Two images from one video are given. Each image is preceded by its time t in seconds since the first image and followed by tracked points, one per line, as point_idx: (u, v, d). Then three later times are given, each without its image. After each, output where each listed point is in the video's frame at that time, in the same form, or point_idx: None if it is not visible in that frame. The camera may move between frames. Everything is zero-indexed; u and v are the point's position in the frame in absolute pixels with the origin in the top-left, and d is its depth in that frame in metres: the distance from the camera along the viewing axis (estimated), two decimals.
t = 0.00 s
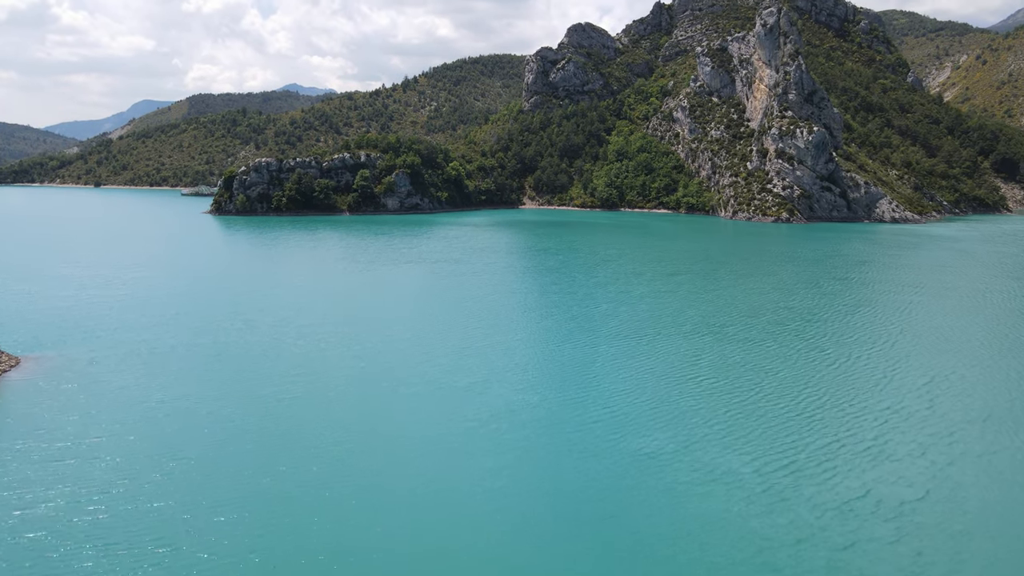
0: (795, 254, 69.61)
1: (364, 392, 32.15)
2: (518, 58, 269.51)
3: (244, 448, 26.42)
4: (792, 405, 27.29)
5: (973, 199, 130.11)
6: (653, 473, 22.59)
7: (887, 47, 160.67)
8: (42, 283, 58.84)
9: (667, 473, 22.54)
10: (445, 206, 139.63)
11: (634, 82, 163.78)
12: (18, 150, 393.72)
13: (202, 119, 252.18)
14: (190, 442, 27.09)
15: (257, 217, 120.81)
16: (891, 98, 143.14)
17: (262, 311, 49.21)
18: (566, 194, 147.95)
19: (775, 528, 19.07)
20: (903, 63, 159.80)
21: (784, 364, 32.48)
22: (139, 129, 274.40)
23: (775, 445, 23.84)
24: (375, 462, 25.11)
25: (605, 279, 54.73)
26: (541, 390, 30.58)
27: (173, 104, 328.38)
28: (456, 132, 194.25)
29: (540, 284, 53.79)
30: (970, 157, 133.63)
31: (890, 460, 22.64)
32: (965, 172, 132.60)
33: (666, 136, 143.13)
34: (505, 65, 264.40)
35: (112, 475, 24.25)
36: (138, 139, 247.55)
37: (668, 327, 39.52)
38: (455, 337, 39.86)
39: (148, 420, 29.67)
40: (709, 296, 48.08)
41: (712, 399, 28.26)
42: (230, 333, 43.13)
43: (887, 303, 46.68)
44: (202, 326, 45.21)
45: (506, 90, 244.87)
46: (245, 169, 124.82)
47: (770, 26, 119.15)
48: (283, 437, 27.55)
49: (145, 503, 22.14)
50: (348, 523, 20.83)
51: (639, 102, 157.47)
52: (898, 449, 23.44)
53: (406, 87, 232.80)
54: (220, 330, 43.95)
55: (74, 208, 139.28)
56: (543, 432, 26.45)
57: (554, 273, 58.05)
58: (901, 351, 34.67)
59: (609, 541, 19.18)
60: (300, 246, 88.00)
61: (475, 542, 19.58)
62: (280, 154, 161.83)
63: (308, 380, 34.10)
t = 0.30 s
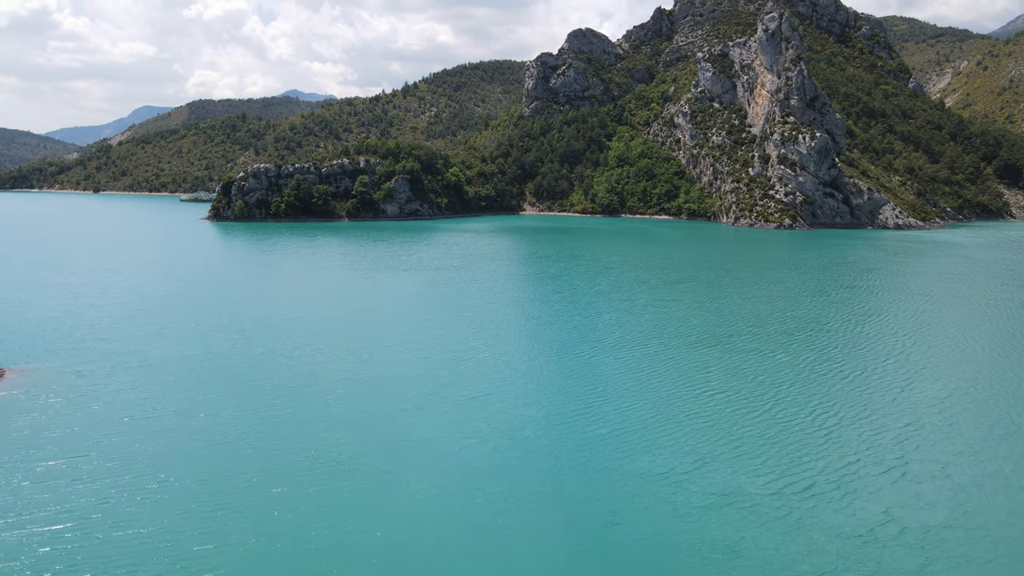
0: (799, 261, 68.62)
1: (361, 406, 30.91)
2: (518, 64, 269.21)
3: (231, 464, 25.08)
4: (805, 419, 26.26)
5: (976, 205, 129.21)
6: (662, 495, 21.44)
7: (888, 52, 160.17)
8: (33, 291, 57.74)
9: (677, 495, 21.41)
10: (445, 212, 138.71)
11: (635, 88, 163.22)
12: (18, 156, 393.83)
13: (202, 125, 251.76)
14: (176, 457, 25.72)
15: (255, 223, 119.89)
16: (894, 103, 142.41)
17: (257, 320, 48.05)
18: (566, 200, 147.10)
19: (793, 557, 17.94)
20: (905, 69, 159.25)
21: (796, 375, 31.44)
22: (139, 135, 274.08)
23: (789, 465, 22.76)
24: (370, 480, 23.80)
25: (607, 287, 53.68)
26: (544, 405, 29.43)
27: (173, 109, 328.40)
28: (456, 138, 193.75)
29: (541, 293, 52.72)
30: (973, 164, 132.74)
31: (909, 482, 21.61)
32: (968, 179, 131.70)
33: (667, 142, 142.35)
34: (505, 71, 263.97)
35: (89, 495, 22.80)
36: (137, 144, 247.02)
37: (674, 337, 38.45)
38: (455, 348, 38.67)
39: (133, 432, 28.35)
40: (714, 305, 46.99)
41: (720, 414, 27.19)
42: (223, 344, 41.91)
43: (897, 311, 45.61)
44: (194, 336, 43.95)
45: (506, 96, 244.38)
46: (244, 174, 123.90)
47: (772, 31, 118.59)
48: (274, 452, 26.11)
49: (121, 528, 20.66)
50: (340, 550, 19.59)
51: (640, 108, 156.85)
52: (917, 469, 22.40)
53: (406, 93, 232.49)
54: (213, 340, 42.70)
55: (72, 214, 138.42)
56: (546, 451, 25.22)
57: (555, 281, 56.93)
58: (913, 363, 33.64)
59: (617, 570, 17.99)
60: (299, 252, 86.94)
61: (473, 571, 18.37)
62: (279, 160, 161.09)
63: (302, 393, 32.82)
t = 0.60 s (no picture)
0: (805, 268, 67.55)
1: (357, 422, 29.73)
2: (518, 70, 268.97)
3: (220, 485, 23.89)
4: (820, 437, 25.22)
5: (979, 212, 128.58)
6: (672, 519, 20.31)
7: (890, 58, 159.63)
8: (25, 299, 56.73)
9: (688, 518, 20.28)
10: (445, 218, 137.87)
11: (635, 94, 162.64)
12: (18, 161, 393.47)
13: (201, 130, 251.29)
14: (161, 478, 24.48)
15: (253, 230, 118.95)
16: (896, 109, 141.80)
17: (252, 329, 46.94)
18: (567, 206, 146.37)
19: None
20: (906, 74, 158.66)
21: (808, 389, 30.40)
22: (138, 140, 273.66)
23: (805, 486, 21.69)
24: (366, 501, 22.72)
25: (610, 295, 52.66)
26: (548, 421, 28.31)
27: (173, 115, 328.11)
28: (456, 144, 193.23)
29: (542, 301, 51.68)
30: (975, 170, 132.02)
31: (934, 506, 20.51)
32: (971, 185, 130.98)
33: (668, 148, 141.60)
34: (505, 76, 263.71)
35: (66, 521, 21.53)
36: (136, 150, 246.50)
37: (680, 348, 37.39)
38: (455, 359, 37.58)
39: (119, 449, 27.25)
40: (718, 314, 45.97)
41: (730, 430, 26.13)
42: (217, 355, 40.77)
43: (908, 321, 44.55)
44: (186, 347, 42.81)
45: (506, 101, 244.02)
46: (242, 180, 123.08)
47: (774, 36, 117.95)
48: (266, 472, 24.90)
49: (98, 558, 19.43)
50: None
51: (640, 113, 156.25)
52: (941, 493, 21.29)
53: (406, 99, 232.20)
54: (206, 352, 41.54)
55: (69, 220, 137.46)
56: (550, 471, 24.08)
57: (557, 289, 55.96)
58: (930, 375, 32.56)
59: None
60: (297, 259, 86.00)
61: None
62: (278, 166, 160.28)
63: (297, 408, 31.65)
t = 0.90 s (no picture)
0: (810, 275, 66.62)
1: (353, 439, 28.55)
2: (518, 75, 268.81)
3: (207, 508, 22.75)
4: (836, 455, 24.21)
5: (983, 218, 127.78)
6: (684, 546, 19.21)
7: (891, 63, 159.08)
8: (15, 309, 55.61)
9: (702, 546, 19.16)
10: (444, 224, 136.96)
11: (636, 99, 161.99)
12: (18, 168, 392.79)
13: (201, 136, 250.64)
14: (144, 501, 23.25)
15: (251, 236, 117.95)
16: (898, 114, 141.16)
17: (247, 339, 45.79)
18: (567, 212, 145.51)
19: None
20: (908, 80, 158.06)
21: (820, 402, 29.43)
22: (138, 146, 273.33)
23: (824, 509, 20.61)
24: (361, 524, 21.61)
25: (614, 304, 51.60)
26: (552, 439, 27.18)
27: (173, 121, 327.86)
28: (456, 149, 192.62)
29: (544, 310, 50.55)
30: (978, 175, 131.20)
31: (961, 532, 19.46)
32: (974, 191, 130.13)
33: (670, 153, 140.83)
34: (505, 82, 263.49)
35: (43, 549, 20.34)
36: (136, 156, 245.85)
37: (688, 359, 36.38)
38: (455, 372, 36.50)
39: (104, 467, 26.12)
40: (724, 323, 44.96)
41: (742, 447, 25.12)
42: (209, 367, 39.55)
43: (918, 330, 43.58)
44: (178, 358, 41.64)
45: (506, 107, 243.63)
46: (240, 186, 122.17)
47: (775, 41, 117.23)
48: (254, 495, 23.65)
49: None
50: None
51: (641, 119, 155.61)
52: (967, 517, 20.25)
53: (406, 104, 231.86)
54: (199, 364, 40.41)
55: (67, 226, 136.44)
56: (553, 493, 22.90)
57: (559, 298, 54.90)
58: (947, 389, 31.56)
59: None
60: (295, 266, 84.99)
61: None
62: (277, 172, 159.40)
63: (290, 424, 30.37)
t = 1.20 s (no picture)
0: (816, 282, 65.59)
1: (346, 455, 27.38)
2: (518, 81, 268.51)
3: (192, 531, 21.63)
4: (853, 473, 23.19)
5: (986, 224, 126.97)
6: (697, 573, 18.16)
7: (892, 69, 158.45)
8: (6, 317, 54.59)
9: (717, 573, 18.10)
10: (444, 230, 136.03)
11: (637, 104, 161.34)
12: (19, 173, 392.59)
13: (200, 141, 250.05)
14: (126, 522, 22.11)
15: (249, 242, 117.04)
16: (900, 120, 140.46)
17: (241, 349, 44.72)
18: (567, 218, 144.66)
19: None
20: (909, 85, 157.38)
21: (833, 415, 28.43)
22: (138, 152, 272.88)
23: (844, 533, 19.57)
24: (355, 548, 20.51)
25: (616, 312, 50.55)
26: (554, 456, 26.07)
27: (173, 127, 327.73)
28: (456, 155, 191.99)
29: (545, 318, 49.50)
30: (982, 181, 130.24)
31: (990, 558, 18.46)
32: (977, 197, 129.22)
33: (671, 159, 140.05)
34: (505, 87, 263.21)
35: None
36: (135, 161, 245.23)
37: (693, 370, 35.39)
38: (454, 384, 35.35)
39: (87, 484, 25.01)
40: (730, 332, 43.95)
41: (753, 464, 24.13)
42: (200, 378, 38.41)
43: (929, 340, 42.56)
44: (168, 368, 40.51)
45: (507, 113, 243.19)
46: (239, 192, 121.28)
47: (777, 47, 116.58)
48: (240, 517, 22.44)
49: None
50: None
51: (642, 124, 154.97)
52: (995, 541, 19.26)
53: (406, 110, 231.49)
54: (189, 374, 39.22)
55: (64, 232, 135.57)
56: (555, 515, 21.73)
57: (560, 306, 53.84)
58: (963, 401, 30.60)
59: None
60: (293, 273, 83.95)
61: None
62: (276, 177, 158.64)
63: (282, 438, 29.20)
